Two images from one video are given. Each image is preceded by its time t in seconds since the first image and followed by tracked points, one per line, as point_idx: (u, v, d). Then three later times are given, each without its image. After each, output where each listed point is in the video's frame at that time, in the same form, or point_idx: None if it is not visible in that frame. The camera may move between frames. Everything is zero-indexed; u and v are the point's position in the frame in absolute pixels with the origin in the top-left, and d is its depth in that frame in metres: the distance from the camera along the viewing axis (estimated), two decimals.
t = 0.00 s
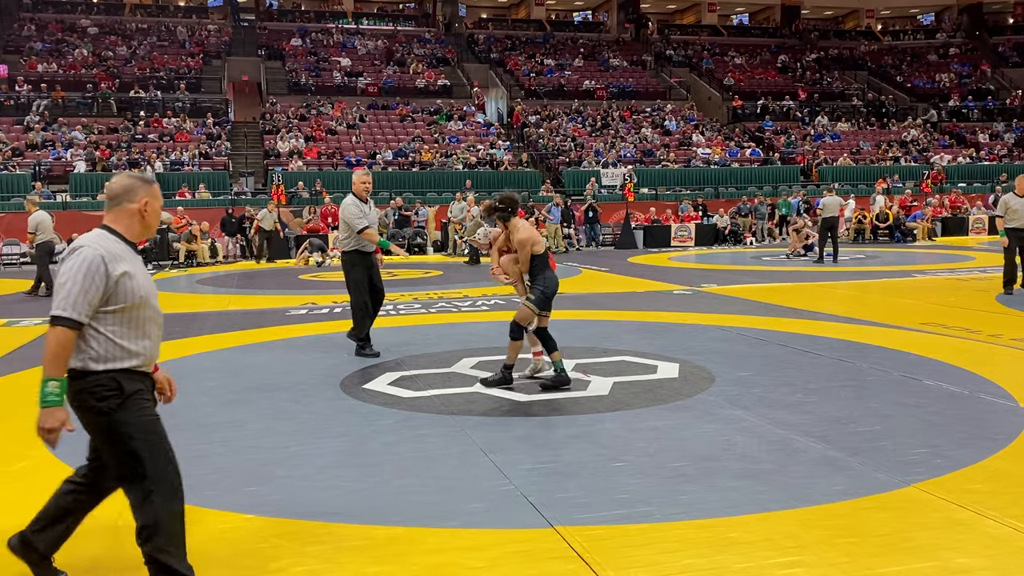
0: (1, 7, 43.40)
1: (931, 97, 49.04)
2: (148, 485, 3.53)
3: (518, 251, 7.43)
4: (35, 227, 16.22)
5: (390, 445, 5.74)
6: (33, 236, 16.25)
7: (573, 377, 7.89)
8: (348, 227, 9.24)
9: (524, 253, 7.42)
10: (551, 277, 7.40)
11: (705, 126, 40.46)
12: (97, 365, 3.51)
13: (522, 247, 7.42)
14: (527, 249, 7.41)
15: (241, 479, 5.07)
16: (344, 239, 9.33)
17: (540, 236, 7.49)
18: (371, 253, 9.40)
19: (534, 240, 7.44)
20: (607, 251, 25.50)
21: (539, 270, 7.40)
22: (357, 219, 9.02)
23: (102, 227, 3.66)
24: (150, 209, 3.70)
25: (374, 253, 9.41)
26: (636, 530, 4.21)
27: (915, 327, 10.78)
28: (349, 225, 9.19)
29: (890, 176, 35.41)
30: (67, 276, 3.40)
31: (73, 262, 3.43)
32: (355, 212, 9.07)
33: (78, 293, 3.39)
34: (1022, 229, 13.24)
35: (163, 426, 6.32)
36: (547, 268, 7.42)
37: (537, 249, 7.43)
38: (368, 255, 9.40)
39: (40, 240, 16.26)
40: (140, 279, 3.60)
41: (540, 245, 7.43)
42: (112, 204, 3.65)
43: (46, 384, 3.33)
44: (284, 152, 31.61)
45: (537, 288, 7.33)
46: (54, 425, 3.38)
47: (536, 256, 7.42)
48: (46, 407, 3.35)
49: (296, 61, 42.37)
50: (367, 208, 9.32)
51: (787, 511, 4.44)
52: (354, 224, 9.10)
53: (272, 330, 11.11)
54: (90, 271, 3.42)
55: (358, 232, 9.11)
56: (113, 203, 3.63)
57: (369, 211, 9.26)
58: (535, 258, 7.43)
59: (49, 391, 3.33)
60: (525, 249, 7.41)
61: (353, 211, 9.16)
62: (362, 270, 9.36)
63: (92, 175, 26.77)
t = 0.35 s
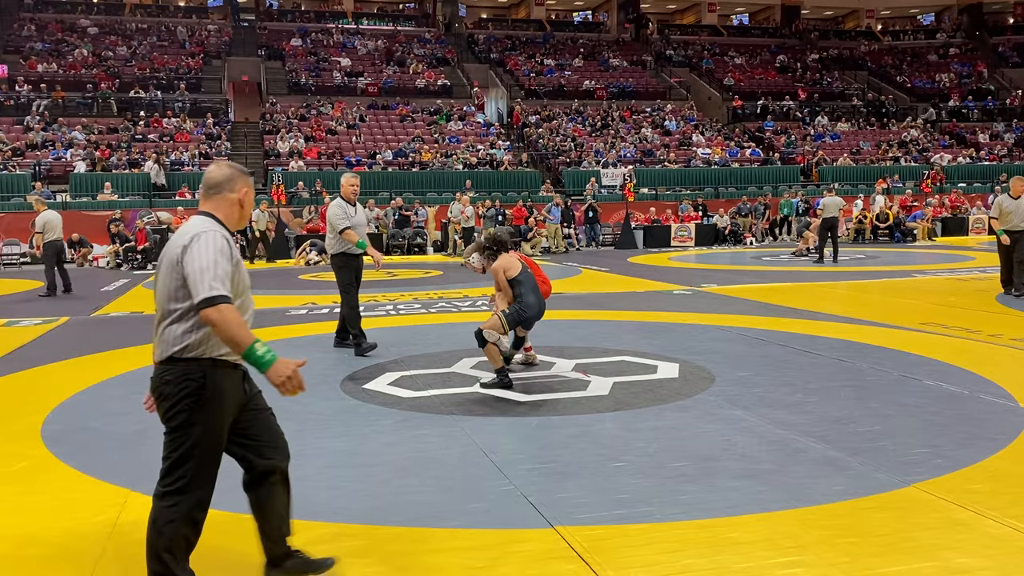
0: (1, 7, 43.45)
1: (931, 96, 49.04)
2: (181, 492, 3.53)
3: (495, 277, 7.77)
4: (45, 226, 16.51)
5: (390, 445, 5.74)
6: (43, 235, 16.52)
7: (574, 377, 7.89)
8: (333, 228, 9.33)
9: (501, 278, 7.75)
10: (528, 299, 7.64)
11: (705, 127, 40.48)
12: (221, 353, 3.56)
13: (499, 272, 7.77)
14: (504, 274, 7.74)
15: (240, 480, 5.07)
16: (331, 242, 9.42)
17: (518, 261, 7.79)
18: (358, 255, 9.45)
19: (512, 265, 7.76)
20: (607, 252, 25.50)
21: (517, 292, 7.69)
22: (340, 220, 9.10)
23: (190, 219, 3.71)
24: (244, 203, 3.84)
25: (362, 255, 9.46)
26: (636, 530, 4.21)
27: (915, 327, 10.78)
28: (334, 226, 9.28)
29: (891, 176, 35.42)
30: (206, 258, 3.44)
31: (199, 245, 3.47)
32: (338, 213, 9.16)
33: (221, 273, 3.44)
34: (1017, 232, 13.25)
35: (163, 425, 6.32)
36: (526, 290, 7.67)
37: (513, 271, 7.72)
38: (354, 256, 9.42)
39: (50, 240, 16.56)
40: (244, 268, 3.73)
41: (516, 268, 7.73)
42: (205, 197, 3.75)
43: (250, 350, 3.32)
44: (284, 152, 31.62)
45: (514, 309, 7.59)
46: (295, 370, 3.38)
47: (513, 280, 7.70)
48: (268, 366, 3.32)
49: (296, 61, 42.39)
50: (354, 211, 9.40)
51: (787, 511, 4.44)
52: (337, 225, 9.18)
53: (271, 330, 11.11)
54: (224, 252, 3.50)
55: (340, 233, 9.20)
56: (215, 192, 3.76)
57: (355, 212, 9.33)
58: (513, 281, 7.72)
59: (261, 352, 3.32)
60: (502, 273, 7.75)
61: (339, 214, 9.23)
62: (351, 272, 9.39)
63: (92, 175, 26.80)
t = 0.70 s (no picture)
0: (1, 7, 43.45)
1: (931, 96, 49.04)
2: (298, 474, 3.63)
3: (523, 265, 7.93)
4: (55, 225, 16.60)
5: (390, 445, 5.74)
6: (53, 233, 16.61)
7: (573, 377, 7.89)
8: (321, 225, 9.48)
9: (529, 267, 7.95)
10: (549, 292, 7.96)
11: (705, 127, 40.48)
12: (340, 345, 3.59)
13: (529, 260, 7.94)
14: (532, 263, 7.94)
15: (242, 479, 5.07)
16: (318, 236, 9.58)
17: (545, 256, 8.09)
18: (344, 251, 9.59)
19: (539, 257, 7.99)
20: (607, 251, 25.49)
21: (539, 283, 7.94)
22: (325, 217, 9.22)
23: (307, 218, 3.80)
24: (354, 200, 3.88)
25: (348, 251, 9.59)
26: (636, 530, 4.21)
27: (914, 327, 10.78)
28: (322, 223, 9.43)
29: (891, 176, 35.41)
30: (323, 249, 3.49)
31: (315, 238, 3.52)
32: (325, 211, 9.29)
33: (336, 265, 3.47)
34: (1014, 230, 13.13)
35: (164, 425, 6.32)
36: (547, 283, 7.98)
37: (541, 264, 7.98)
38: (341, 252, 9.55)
39: (60, 240, 16.65)
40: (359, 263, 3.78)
41: (543, 261, 8.00)
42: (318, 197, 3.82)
43: (353, 347, 3.38)
44: (284, 152, 31.63)
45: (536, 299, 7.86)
46: (390, 373, 3.44)
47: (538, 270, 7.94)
48: (365, 366, 3.40)
49: (296, 61, 42.38)
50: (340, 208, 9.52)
51: (787, 511, 4.44)
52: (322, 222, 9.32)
53: (271, 330, 11.11)
54: (344, 246, 3.55)
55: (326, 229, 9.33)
56: (337, 191, 3.82)
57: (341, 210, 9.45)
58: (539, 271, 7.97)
59: (362, 350, 3.39)
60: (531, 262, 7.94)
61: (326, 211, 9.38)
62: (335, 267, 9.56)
63: (92, 175, 26.81)
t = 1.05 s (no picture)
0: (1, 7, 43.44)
1: (931, 96, 49.05)
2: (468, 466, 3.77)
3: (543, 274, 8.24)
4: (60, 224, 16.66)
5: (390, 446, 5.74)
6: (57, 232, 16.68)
7: (574, 377, 7.89)
8: (316, 226, 9.54)
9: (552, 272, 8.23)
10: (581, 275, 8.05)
11: (705, 127, 40.49)
12: (435, 345, 3.70)
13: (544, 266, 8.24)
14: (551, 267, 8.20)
15: (242, 479, 5.07)
16: (312, 237, 9.63)
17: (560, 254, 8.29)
18: (338, 250, 9.70)
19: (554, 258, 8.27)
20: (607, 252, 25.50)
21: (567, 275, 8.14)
22: (323, 218, 9.33)
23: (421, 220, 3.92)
24: (463, 205, 3.93)
25: (341, 250, 9.70)
26: (636, 530, 4.21)
27: (914, 327, 10.78)
28: (316, 224, 9.50)
29: (890, 176, 35.41)
30: (429, 252, 3.63)
31: (428, 240, 3.68)
32: (320, 212, 9.38)
33: (436, 269, 3.61)
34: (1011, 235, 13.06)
35: (164, 425, 6.32)
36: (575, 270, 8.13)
37: (557, 261, 8.22)
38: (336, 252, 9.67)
39: (65, 239, 16.71)
40: (466, 269, 3.85)
41: (557, 259, 8.23)
42: (428, 199, 3.93)
43: (412, 352, 3.51)
44: (284, 152, 31.62)
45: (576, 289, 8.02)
46: (430, 391, 3.55)
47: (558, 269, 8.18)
48: (414, 375, 3.51)
49: (296, 61, 42.38)
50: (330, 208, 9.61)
51: (787, 511, 4.44)
52: (319, 222, 9.40)
53: (272, 330, 11.10)
54: (449, 253, 3.67)
55: (324, 230, 9.44)
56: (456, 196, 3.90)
57: (334, 210, 9.55)
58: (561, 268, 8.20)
59: (419, 358, 3.51)
60: (548, 267, 8.21)
61: (319, 212, 9.46)
62: (329, 267, 9.67)
63: (92, 175, 26.80)
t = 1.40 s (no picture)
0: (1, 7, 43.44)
1: (931, 96, 49.05)
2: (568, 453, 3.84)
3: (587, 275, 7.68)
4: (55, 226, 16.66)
5: (391, 445, 5.74)
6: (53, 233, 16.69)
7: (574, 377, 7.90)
8: (321, 227, 9.59)
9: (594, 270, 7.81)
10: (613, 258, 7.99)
11: (705, 127, 40.51)
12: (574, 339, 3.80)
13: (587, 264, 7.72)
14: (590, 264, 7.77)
15: (242, 479, 5.07)
16: (316, 238, 9.66)
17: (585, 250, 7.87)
18: (342, 251, 9.75)
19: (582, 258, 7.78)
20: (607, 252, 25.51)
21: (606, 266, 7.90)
22: (330, 217, 9.41)
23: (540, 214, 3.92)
24: (585, 194, 3.92)
25: (345, 251, 9.76)
26: (635, 530, 4.21)
27: (914, 327, 10.78)
28: (321, 223, 9.54)
29: (891, 176, 35.41)
30: (580, 253, 3.63)
31: (575, 240, 3.67)
32: (328, 211, 9.45)
33: (591, 269, 3.63)
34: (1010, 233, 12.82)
35: (164, 425, 6.32)
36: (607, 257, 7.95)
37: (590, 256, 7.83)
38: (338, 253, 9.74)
39: (61, 241, 16.73)
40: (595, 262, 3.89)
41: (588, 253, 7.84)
42: (551, 190, 3.89)
43: (596, 350, 3.54)
44: (284, 152, 31.61)
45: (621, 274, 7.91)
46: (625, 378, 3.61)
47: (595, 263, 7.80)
48: (605, 370, 3.56)
49: (296, 61, 42.38)
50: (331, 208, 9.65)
51: (787, 511, 4.45)
52: (326, 221, 9.46)
53: (272, 330, 11.11)
54: (594, 250, 3.69)
55: (330, 230, 9.49)
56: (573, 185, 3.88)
57: (336, 211, 9.64)
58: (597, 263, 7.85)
59: (605, 354, 3.55)
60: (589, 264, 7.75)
61: (325, 212, 9.53)
62: (333, 269, 9.70)
63: (91, 175, 26.79)
